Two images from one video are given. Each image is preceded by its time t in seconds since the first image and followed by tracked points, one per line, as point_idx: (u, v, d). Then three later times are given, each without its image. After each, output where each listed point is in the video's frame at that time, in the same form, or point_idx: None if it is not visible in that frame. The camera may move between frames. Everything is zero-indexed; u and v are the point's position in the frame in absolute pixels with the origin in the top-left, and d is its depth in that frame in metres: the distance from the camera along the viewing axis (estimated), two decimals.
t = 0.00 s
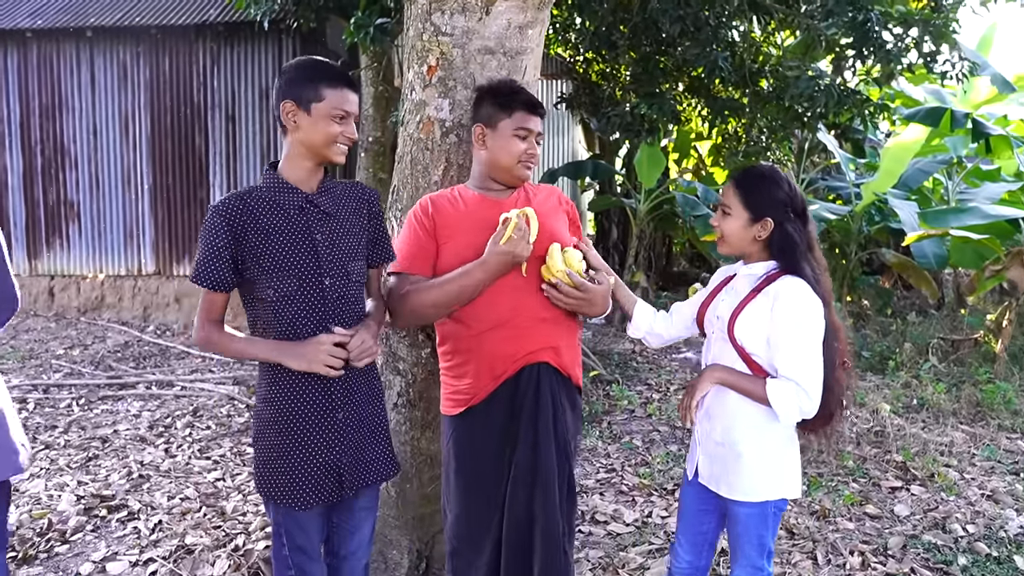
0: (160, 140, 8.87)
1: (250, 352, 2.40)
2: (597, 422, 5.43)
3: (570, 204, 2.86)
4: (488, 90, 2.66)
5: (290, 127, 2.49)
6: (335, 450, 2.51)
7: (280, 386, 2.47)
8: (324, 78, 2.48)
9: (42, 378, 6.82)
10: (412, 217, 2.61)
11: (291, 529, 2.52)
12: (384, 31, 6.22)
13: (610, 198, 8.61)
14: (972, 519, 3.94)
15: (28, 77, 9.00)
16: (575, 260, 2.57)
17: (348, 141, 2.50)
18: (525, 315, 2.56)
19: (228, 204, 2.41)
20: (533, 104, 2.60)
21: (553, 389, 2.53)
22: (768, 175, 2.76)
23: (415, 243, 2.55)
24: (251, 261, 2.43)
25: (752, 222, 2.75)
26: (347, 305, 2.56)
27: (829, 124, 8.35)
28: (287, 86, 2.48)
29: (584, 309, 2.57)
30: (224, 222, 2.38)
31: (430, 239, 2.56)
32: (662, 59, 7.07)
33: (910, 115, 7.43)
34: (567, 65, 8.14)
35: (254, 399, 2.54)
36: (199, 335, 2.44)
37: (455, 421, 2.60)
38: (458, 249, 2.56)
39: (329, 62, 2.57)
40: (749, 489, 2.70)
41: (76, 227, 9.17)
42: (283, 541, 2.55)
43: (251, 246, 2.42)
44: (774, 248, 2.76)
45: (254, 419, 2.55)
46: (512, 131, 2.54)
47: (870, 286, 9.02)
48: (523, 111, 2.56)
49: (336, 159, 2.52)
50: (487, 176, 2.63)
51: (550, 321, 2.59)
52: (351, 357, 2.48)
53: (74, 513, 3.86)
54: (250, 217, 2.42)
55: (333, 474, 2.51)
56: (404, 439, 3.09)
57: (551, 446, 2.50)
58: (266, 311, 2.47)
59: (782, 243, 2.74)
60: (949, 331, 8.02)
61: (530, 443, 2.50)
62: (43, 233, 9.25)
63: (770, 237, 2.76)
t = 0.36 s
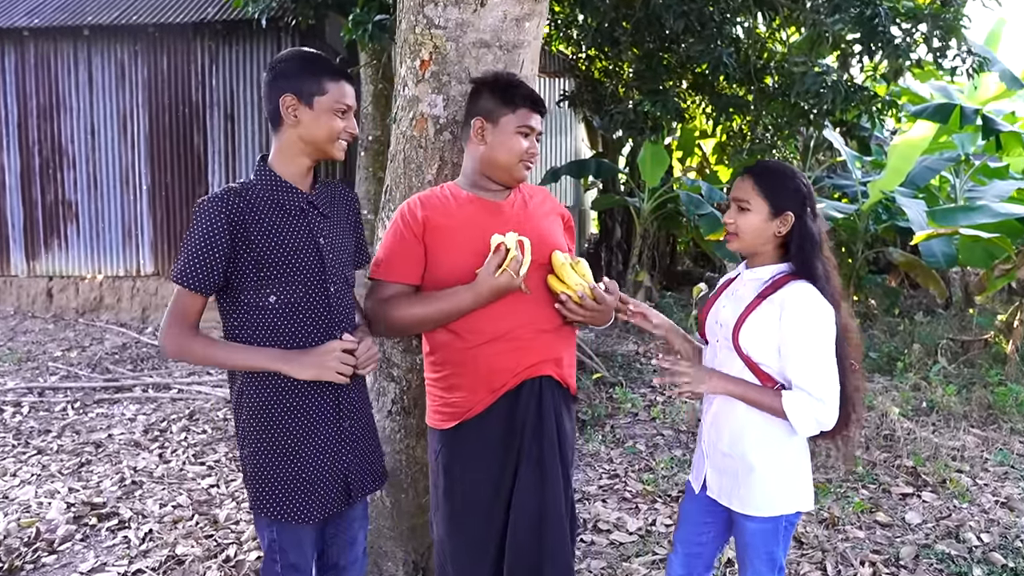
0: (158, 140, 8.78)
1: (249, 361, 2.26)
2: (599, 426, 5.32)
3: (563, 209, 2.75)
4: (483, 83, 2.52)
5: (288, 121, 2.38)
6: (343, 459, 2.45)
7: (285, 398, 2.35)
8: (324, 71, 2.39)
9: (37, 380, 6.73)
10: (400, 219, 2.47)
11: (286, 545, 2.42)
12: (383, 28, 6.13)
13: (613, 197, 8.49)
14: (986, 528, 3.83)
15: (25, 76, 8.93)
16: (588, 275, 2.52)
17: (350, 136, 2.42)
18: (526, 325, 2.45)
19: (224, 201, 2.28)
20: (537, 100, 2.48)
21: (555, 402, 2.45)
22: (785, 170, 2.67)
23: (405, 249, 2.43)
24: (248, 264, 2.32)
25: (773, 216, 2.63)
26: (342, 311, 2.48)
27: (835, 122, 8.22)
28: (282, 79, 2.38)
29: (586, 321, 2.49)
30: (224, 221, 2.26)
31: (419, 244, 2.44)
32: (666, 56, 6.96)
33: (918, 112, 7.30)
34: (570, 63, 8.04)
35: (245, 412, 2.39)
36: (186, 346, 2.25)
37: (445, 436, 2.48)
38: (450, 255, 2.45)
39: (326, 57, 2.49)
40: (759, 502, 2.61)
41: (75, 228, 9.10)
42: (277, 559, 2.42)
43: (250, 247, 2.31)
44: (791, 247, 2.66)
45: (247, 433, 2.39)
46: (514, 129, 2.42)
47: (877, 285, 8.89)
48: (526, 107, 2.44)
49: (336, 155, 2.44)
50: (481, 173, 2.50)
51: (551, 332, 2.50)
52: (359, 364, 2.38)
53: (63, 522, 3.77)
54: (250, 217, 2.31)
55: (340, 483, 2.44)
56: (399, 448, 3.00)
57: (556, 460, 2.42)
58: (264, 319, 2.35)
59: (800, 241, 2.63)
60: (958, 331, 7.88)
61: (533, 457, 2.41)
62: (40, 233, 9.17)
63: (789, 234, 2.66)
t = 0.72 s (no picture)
0: (157, 143, 8.69)
1: (238, 377, 2.11)
2: (601, 436, 5.19)
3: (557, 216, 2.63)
4: (483, 81, 2.38)
5: (278, 126, 2.21)
6: (337, 483, 2.27)
7: (279, 417, 2.18)
8: (317, 72, 2.22)
9: (31, 387, 6.63)
10: (385, 224, 2.34)
11: None
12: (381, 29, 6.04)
13: (617, 201, 8.35)
14: (1002, 547, 3.69)
15: (23, 79, 8.85)
16: (588, 284, 2.43)
17: (346, 143, 2.26)
18: (522, 338, 2.33)
19: (209, 206, 2.12)
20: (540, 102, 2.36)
21: (552, 420, 2.34)
22: (778, 168, 2.59)
23: (392, 256, 2.30)
24: (234, 275, 2.16)
25: (769, 218, 2.54)
26: (336, 324, 2.30)
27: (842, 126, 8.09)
28: (271, 80, 2.21)
29: (585, 337, 2.37)
30: (207, 227, 2.10)
31: (407, 250, 2.31)
32: (670, 58, 6.83)
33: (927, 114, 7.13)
34: (573, 66, 7.92)
35: (233, 430, 2.21)
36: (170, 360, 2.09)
37: (432, 458, 2.34)
38: (440, 262, 2.32)
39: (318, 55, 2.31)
40: (749, 515, 2.49)
41: (73, 232, 9.01)
42: None
43: (236, 256, 2.15)
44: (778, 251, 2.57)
45: (234, 452, 2.22)
46: (516, 133, 2.29)
47: (886, 292, 8.73)
48: (529, 109, 2.32)
49: (330, 163, 2.27)
50: (474, 175, 2.37)
51: (547, 345, 2.38)
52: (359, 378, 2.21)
53: (45, 536, 3.65)
54: (235, 223, 2.15)
55: (332, 509, 2.26)
56: (388, 462, 2.89)
57: (553, 479, 2.31)
58: (251, 334, 2.18)
59: (789, 246, 2.56)
60: (969, 339, 7.72)
61: (530, 478, 2.29)
62: (38, 238, 9.09)
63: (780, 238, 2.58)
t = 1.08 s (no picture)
0: (167, 142, 8.66)
1: (223, 389, 1.91)
2: (610, 441, 5.08)
3: (565, 217, 2.51)
4: (481, 74, 2.29)
5: (280, 120, 1.99)
6: (330, 501, 2.15)
7: (275, 435, 2.03)
8: (321, 60, 2.01)
9: (38, 387, 6.59)
10: (385, 222, 2.24)
11: None
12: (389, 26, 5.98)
13: (630, 201, 8.22)
14: None
15: (34, 78, 8.85)
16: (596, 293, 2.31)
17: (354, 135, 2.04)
18: (525, 346, 2.23)
19: (204, 201, 1.90)
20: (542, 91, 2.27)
21: (555, 433, 2.23)
22: (770, 165, 2.47)
23: (391, 257, 2.20)
24: (227, 279, 1.95)
25: (764, 217, 2.42)
26: (332, 333, 2.13)
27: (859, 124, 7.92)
28: (272, 70, 2.00)
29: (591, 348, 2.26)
30: (201, 226, 1.89)
31: (405, 250, 2.21)
32: (684, 55, 6.71)
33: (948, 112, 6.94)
34: (586, 64, 7.82)
35: (221, 443, 2.04)
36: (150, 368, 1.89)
37: (431, 470, 2.25)
38: (441, 263, 2.22)
39: (327, 47, 2.11)
40: (754, 525, 2.37)
41: (83, 231, 9.00)
42: None
43: (231, 259, 1.94)
44: (776, 257, 2.46)
45: (221, 466, 2.04)
46: (519, 123, 2.20)
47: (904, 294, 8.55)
48: (530, 97, 2.23)
49: (337, 158, 2.05)
50: (482, 175, 2.26)
51: (551, 353, 2.28)
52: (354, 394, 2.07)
53: (42, 540, 3.60)
54: (232, 222, 1.94)
55: (325, 529, 2.14)
56: (387, 470, 2.81)
57: (555, 497, 2.20)
58: (243, 345, 1.98)
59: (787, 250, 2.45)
60: (989, 342, 7.54)
61: (530, 494, 2.19)
62: (49, 237, 9.09)
63: (775, 239, 2.46)
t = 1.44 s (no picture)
0: (174, 142, 8.61)
1: (214, 414, 1.67)
2: (618, 447, 4.99)
3: (580, 216, 2.42)
4: (490, 72, 2.24)
5: (270, 111, 1.79)
6: (323, 529, 2.00)
7: (271, 459, 1.86)
8: (317, 44, 1.82)
9: (42, 388, 6.54)
10: (387, 224, 2.17)
11: None
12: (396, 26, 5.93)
13: (640, 203, 8.13)
14: None
15: (43, 78, 8.84)
16: (609, 300, 2.20)
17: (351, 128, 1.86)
18: (529, 349, 2.14)
19: (191, 201, 1.69)
20: (553, 88, 2.19)
21: (563, 441, 2.12)
22: (781, 166, 2.40)
23: (391, 257, 2.13)
24: (214, 291, 1.73)
25: (775, 217, 2.32)
26: (324, 345, 1.97)
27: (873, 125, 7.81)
28: (259, 54, 1.79)
29: (601, 359, 2.15)
30: (191, 230, 1.67)
31: (405, 251, 2.14)
32: (695, 55, 6.62)
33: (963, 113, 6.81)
34: (596, 65, 7.74)
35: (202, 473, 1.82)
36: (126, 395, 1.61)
37: (437, 481, 2.17)
38: (443, 265, 2.13)
39: (320, 29, 1.91)
40: (761, 537, 2.28)
41: (90, 232, 8.97)
42: None
43: (223, 267, 1.73)
44: (788, 261, 2.37)
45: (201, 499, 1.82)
46: (526, 126, 2.12)
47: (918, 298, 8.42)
48: (541, 98, 2.15)
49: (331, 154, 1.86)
50: (489, 176, 2.19)
51: (558, 358, 2.18)
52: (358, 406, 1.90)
53: (39, 545, 3.54)
54: (222, 224, 1.73)
55: (317, 562, 1.99)
56: (387, 479, 2.73)
57: (562, 508, 2.09)
58: (234, 366, 1.76)
59: (799, 254, 2.35)
60: (1006, 348, 7.40)
61: (536, 505, 2.09)
62: (55, 237, 9.07)
63: (787, 240, 2.37)
